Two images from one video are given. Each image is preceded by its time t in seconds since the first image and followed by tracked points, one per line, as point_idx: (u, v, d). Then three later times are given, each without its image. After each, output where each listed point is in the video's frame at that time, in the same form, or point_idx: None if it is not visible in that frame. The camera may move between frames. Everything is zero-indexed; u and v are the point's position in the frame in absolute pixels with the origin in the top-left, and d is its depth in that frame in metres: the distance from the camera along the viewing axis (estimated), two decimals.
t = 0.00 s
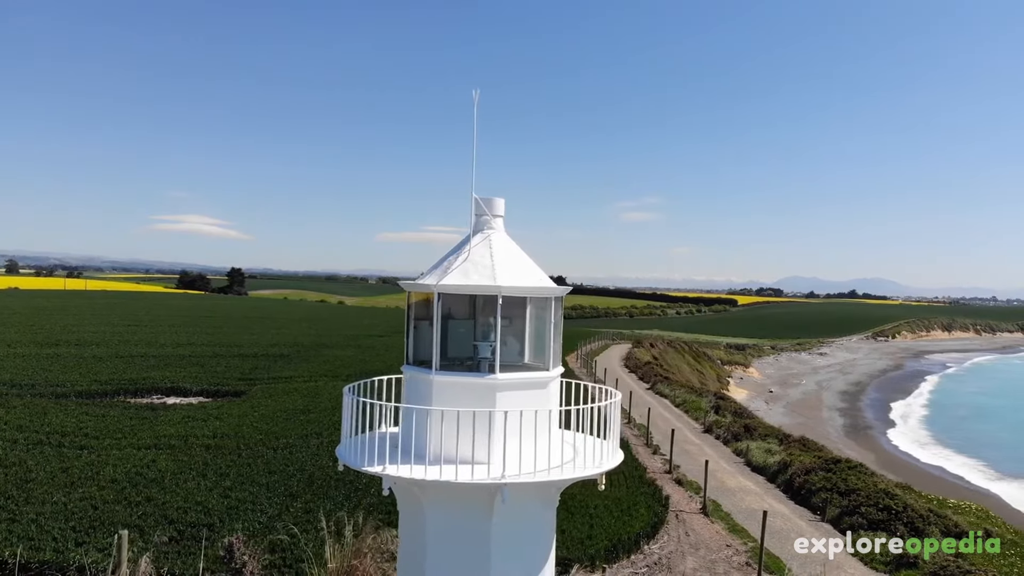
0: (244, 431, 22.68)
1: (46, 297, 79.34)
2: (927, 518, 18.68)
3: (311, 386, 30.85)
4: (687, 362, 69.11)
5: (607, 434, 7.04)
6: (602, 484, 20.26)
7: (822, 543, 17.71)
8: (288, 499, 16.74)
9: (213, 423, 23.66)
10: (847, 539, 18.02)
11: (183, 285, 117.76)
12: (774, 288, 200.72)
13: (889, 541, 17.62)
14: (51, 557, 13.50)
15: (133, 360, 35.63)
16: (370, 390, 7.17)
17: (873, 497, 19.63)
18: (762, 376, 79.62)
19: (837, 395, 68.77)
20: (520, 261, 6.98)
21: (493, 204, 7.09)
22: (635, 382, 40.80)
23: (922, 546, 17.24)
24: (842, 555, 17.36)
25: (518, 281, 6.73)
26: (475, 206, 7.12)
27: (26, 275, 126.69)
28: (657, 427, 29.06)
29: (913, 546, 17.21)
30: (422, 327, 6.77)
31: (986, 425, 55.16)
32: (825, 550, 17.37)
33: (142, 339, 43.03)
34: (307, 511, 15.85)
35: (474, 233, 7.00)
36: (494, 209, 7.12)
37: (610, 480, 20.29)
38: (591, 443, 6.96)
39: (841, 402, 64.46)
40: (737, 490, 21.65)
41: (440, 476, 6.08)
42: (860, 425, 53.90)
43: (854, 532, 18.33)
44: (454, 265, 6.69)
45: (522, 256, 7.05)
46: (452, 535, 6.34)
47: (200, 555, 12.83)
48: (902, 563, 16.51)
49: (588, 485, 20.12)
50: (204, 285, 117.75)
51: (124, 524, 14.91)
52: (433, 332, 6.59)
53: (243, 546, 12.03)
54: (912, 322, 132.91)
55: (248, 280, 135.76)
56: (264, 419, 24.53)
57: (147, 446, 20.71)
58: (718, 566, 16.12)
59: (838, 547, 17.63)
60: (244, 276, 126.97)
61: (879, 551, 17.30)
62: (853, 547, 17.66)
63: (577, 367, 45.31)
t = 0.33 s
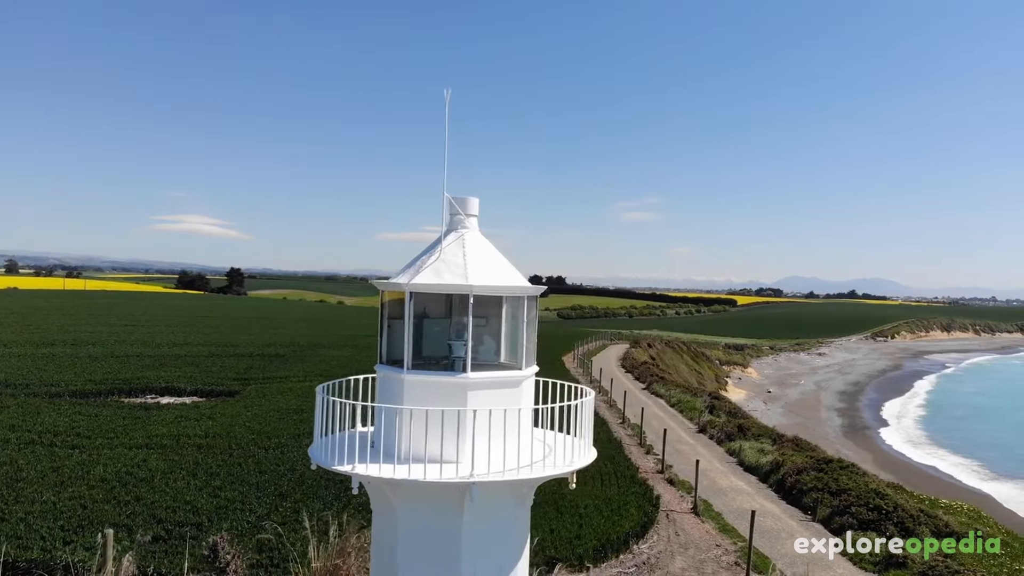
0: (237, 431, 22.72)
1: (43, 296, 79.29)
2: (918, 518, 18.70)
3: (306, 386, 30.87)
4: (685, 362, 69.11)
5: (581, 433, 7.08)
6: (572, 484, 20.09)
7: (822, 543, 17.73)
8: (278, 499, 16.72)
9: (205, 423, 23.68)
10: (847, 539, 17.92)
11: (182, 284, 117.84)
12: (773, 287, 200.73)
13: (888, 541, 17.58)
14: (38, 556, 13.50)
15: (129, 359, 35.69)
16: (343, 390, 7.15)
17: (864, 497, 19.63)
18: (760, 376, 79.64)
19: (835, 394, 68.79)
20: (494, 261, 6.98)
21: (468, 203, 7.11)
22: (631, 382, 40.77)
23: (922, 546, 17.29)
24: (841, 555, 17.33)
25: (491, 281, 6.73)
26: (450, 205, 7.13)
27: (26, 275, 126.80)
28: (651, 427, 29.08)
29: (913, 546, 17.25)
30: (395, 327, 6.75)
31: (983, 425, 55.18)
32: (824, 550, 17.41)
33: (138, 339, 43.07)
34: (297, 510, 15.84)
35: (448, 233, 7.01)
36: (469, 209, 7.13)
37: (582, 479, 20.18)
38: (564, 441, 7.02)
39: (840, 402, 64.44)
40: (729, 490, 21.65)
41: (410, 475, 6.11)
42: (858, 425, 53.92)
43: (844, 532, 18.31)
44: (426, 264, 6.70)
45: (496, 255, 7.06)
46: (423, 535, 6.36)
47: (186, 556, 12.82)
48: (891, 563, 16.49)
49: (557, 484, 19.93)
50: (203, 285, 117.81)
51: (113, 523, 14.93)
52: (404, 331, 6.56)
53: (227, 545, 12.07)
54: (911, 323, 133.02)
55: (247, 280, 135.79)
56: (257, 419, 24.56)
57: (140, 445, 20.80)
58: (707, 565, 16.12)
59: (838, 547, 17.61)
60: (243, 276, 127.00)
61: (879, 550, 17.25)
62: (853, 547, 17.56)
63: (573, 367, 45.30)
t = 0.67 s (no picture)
0: (229, 430, 22.75)
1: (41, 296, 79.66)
2: (907, 518, 18.71)
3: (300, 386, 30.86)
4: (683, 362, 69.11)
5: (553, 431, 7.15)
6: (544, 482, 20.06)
7: (822, 543, 17.74)
8: (267, 498, 16.70)
9: (198, 422, 23.73)
10: (848, 538, 17.83)
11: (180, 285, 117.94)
12: (772, 287, 200.59)
13: (889, 541, 17.61)
14: (25, 554, 13.51)
15: (123, 359, 35.71)
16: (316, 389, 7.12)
17: (853, 497, 19.64)
18: (758, 376, 79.60)
19: (832, 394, 68.82)
20: (466, 260, 6.99)
21: (442, 202, 7.12)
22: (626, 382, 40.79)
23: (922, 545, 17.36)
24: (841, 555, 17.25)
25: (463, 280, 6.74)
26: (423, 204, 7.14)
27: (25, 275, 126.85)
28: (645, 427, 29.10)
29: (913, 546, 17.32)
30: (366, 326, 6.72)
31: (980, 425, 55.16)
32: (824, 550, 17.40)
33: (133, 339, 43.08)
34: (286, 509, 15.82)
35: (421, 231, 7.01)
36: (443, 208, 7.14)
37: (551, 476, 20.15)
38: (537, 440, 7.10)
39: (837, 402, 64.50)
40: (721, 490, 21.67)
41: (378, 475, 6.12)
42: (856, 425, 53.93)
43: (834, 532, 18.31)
44: (398, 262, 6.71)
45: (469, 255, 7.07)
46: (392, 535, 6.38)
47: (171, 556, 12.84)
48: (880, 562, 16.50)
49: (544, 484, 19.94)
50: (201, 284, 117.80)
51: (100, 523, 14.95)
52: (373, 330, 6.56)
53: (210, 545, 12.13)
54: (909, 323, 133.11)
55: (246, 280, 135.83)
56: (250, 418, 24.57)
57: (131, 444, 20.81)
58: (695, 565, 16.12)
59: (837, 547, 17.50)
60: (241, 276, 127.04)
61: (881, 550, 17.20)
62: (853, 547, 17.46)
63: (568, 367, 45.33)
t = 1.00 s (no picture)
0: (220, 430, 22.72)
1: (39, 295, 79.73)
2: (897, 518, 18.71)
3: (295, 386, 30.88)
4: (681, 362, 69.10)
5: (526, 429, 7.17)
6: (518, 481, 20.06)
7: (823, 543, 17.64)
8: (256, 497, 16.69)
9: (190, 422, 23.75)
10: (847, 538, 17.71)
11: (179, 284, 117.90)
12: (772, 287, 200.38)
13: (889, 542, 17.57)
14: (12, 553, 13.53)
15: (119, 359, 35.71)
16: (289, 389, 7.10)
17: (843, 497, 19.65)
18: (757, 376, 79.50)
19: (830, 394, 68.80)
20: (438, 259, 6.99)
21: (414, 202, 7.13)
22: (622, 382, 40.79)
23: (922, 546, 17.43)
24: (841, 555, 17.12)
25: (434, 279, 6.74)
26: (395, 204, 7.14)
27: (25, 275, 126.98)
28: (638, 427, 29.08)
29: (913, 547, 17.36)
30: (337, 325, 6.72)
31: (977, 425, 55.08)
32: (826, 551, 17.31)
33: (129, 339, 43.10)
34: (274, 509, 15.80)
35: (393, 231, 7.02)
36: (415, 208, 7.15)
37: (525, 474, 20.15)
38: (509, 438, 7.11)
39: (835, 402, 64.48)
40: (712, 490, 21.69)
41: (345, 474, 6.13)
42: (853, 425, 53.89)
43: (823, 532, 18.31)
44: (368, 262, 6.71)
45: (441, 254, 7.06)
46: (362, 534, 6.41)
47: (156, 557, 12.84)
48: (868, 562, 16.52)
49: (534, 484, 19.94)
50: (201, 284, 117.89)
51: (88, 522, 14.95)
52: (342, 328, 6.56)
53: (193, 545, 12.15)
54: (908, 322, 133.13)
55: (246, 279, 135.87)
56: (242, 418, 24.54)
57: (122, 444, 20.84)
58: (684, 564, 16.11)
59: (838, 547, 17.38)
60: (240, 275, 127.06)
61: (881, 550, 17.12)
62: (853, 547, 17.33)
63: (564, 366, 45.33)
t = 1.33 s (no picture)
0: (211, 430, 22.73)
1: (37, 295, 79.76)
2: (886, 517, 18.73)
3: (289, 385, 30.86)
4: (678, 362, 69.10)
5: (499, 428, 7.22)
6: (508, 480, 20.08)
7: (825, 543, 17.51)
8: (244, 496, 16.68)
9: (182, 421, 23.79)
10: (848, 538, 17.61)
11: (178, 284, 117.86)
12: (771, 287, 200.45)
13: (889, 542, 17.56)
14: None
15: (114, 359, 35.70)
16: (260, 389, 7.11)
17: (833, 496, 19.65)
18: (755, 376, 79.46)
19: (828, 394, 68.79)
20: (410, 257, 6.98)
21: (386, 201, 7.16)
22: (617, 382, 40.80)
23: (922, 546, 17.47)
24: (843, 555, 16.98)
25: (405, 277, 6.73)
26: (366, 203, 7.17)
27: (24, 274, 126.92)
28: (632, 427, 29.07)
29: (913, 546, 17.41)
30: (308, 324, 6.72)
31: (974, 425, 55.06)
32: (827, 550, 17.17)
33: (125, 338, 43.11)
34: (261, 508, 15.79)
35: (365, 229, 7.05)
36: (387, 207, 7.18)
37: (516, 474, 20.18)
38: (482, 437, 7.15)
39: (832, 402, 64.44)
40: (704, 489, 21.69)
41: (312, 473, 6.15)
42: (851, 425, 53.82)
43: (811, 532, 18.34)
44: (338, 261, 6.72)
45: (413, 253, 7.07)
46: (331, 532, 6.42)
47: (141, 556, 12.88)
48: (856, 562, 16.53)
49: (524, 483, 19.96)
50: (200, 284, 117.86)
51: (75, 521, 14.97)
52: (312, 328, 6.57)
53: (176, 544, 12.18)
54: (907, 323, 133.15)
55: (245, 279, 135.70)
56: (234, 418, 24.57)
57: (113, 443, 20.84)
58: (671, 564, 16.10)
59: (839, 547, 17.26)
60: (239, 275, 126.93)
61: (882, 551, 17.06)
62: (854, 547, 17.22)
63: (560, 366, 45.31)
